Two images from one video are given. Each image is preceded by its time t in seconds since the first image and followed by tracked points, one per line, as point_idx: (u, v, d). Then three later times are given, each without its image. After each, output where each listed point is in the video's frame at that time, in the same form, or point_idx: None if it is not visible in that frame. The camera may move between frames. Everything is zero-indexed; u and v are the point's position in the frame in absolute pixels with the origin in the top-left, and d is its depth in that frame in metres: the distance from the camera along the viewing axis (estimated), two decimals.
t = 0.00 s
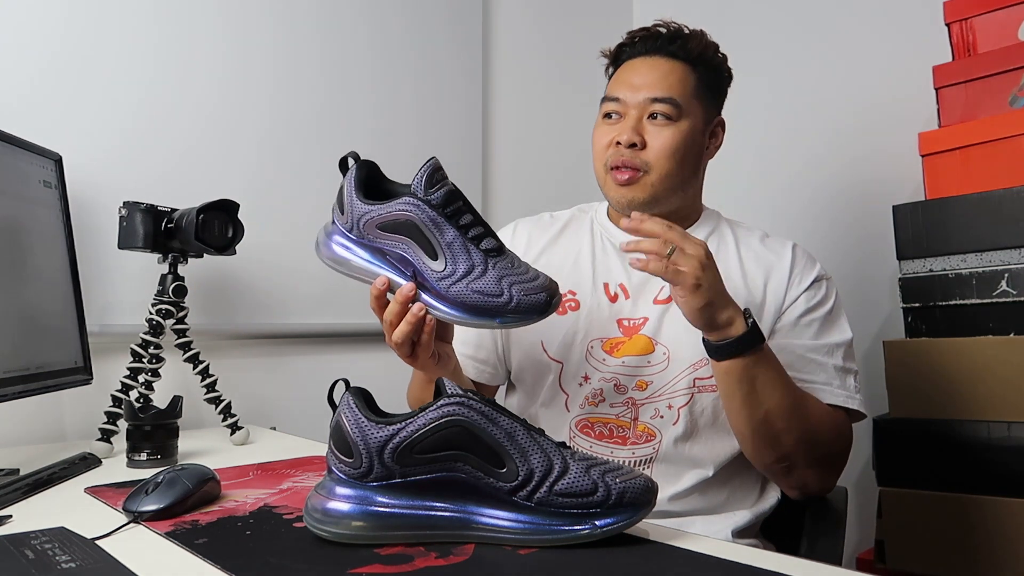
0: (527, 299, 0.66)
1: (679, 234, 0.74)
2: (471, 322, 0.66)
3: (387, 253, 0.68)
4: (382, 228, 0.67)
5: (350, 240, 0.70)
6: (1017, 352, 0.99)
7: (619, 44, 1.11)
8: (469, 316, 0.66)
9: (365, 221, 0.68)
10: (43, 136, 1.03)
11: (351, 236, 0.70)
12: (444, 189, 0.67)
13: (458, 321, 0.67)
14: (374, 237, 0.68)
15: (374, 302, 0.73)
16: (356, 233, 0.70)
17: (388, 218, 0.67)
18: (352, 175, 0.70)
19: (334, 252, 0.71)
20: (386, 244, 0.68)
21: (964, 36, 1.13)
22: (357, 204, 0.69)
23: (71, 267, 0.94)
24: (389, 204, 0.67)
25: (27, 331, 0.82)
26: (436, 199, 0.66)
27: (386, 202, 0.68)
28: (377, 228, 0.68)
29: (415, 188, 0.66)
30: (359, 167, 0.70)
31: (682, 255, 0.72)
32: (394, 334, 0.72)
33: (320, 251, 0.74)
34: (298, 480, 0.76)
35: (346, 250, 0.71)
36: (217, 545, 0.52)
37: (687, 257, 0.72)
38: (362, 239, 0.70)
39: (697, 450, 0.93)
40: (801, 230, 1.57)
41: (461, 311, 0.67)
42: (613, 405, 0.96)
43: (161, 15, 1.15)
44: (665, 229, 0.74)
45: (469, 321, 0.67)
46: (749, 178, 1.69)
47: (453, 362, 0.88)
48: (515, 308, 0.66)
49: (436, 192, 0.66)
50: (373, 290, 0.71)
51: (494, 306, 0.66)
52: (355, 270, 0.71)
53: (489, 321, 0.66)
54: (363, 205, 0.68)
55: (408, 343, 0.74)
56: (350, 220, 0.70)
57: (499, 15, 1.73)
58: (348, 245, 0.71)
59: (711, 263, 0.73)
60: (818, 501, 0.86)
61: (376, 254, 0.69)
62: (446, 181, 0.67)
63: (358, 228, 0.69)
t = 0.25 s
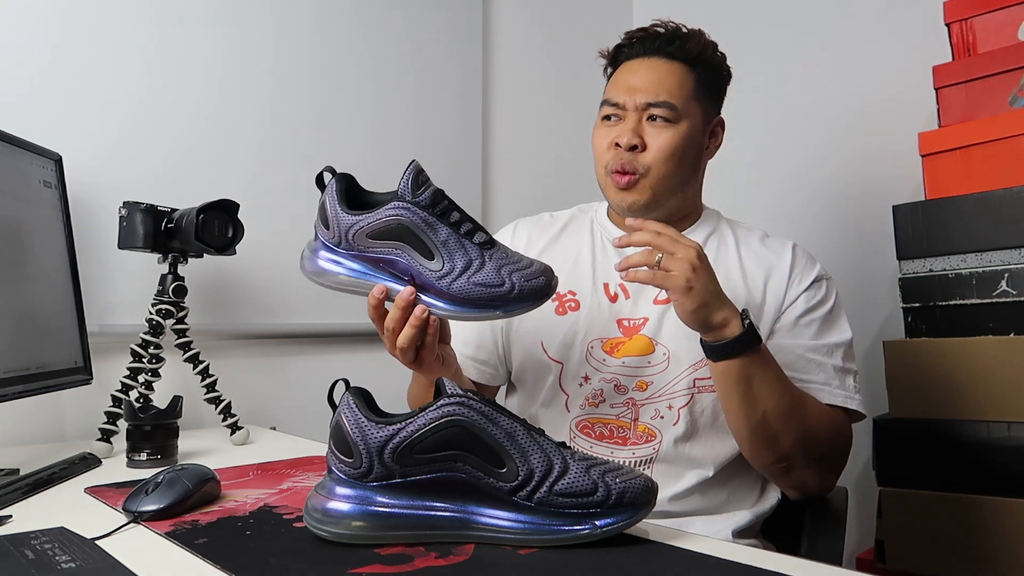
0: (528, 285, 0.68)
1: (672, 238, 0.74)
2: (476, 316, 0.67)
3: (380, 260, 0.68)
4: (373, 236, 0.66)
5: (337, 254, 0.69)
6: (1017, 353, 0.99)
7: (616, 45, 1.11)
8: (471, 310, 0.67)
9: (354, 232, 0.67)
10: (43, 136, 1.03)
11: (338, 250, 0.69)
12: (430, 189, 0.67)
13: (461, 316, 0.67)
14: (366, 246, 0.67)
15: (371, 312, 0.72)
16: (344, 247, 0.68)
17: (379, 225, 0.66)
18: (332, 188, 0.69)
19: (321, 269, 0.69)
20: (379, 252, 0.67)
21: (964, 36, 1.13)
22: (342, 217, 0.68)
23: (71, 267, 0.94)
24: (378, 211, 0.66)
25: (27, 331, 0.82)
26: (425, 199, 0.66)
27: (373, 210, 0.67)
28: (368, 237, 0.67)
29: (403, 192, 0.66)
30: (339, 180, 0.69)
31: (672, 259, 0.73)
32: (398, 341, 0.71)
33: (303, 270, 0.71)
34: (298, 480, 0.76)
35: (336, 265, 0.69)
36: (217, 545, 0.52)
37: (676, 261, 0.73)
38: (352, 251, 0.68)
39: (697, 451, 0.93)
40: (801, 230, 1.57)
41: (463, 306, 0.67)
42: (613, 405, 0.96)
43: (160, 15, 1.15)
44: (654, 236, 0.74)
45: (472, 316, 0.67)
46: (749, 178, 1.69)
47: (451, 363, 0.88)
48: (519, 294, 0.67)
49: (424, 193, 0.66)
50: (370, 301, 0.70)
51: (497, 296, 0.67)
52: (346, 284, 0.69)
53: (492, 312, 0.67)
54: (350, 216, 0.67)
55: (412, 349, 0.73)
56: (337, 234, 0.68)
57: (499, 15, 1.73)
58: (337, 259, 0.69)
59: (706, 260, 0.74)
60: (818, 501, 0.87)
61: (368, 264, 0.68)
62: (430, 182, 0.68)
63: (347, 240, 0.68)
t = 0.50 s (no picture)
0: (520, 271, 0.68)
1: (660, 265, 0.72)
2: (476, 309, 0.67)
3: (370, 270, 0.67)
4: (361, 246, 0.66)
5: (323, 270, 0.68)
6: (1017, 353, 0.99)
7: (620, 43, 1.10)
8: (468, 304, 0.67)
9: (339, 245, 0.66)
10: (43, 136, 1.03)
11: (324, 266, 0.68)
12: (409, 193, 0.67)
13: (458, 311, 0.68)
14: (354, 257, 0.67)
15: (366, 319, 0.71)
16: (331, 262, 0.67)
17: (365, 235, 0.66)
18: (310, 205, 0.68)
19: (309, 287, 0.68)
20: (368, 260, 0.67)
21: (964, 36, 1.13)
22: (325, 231, 0.67)
23: (71, 267, 0.94)
24: (362, 221, 0.66)
25: (27, 331, 0.82)
26: (407, 202, 0.66)
27: (357, 221, 0.66)
28: (355, 248, 0.66)
29: (384, 198, 0.66)
30: (315, 197, 0.69)
31: (666, 285, 0.71)
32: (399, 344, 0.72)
33: (290, 289, 0.70)
34: (298, 480, 0.76)
35: (324, 281, 0.68)
36: (217, 545, 0.52)
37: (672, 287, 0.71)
38: (339, 265, 0.67)
39: (697, 451, 0.93)
40: (801, 230, 1.57)
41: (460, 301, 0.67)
42: (613, 405, 0.96)
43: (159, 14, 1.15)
44: (639, 266, 0.71)
45: (470, 310, 0.67)
46: (749, 178, 1.69)
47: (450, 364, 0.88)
48: (513, 283, 0.68)
49: (406, 196, 0.67)
50: (365, 312, 0.70)
51: (492, 286, 0.67)
52: (337, 298, 0.68)
53: (489, 303, 0.67)
54: (332, 230, 0.66)
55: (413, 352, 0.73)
56: (321, 251, 0.67)
57: (499, 15, 1.73)
58: (325, 275, 0.68)
59: (696, 275, 0.73)
60: (818, 501, 0.87)
61: (358, 274, 0.67)
62: (410, 187, 0.68)
63: (333, 255, 0.67)
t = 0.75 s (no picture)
0: (520, 268, 0.68)
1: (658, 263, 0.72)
2: (475, 307, 0.67)
3: (370, 268, 0.67)
4: (360, 243, 0.66)
5: (323, 268, 0.68)
6: (1017, 353, 0.99)
7: (620, 43, 1.10)
8: (469, 301, 0.67)
9: (338, 243, 0.66)
10: (43, 137, 1.03)
11: (324, 264, 0.68)
12: (408, 191, 0.67)
13: (459, 308, 0.68)
14: (354, 255, 0.67)
15: (367, 316, 0.71)
16: (331, 260, 0.67)
17: (365, 232, 0.66)
18: (309, 203, 0.68)
19: (309, 285, 0.68)
20: (367, 258, 0.67)
21: (964, 36, 1.13)
22: (324, 229, 0.67)
23: (71, 267, 0.94)
24: (361, 219, 0.66)
25: (27, 332, 0.82)
26: (407, 200, 0.66)
27: (356, 218, 0.66)
28: (354, 245, 0.66)
29: (384, 195, 0.66)
30: (315, 195, 0.69)
31: (666, 282, 0.71)
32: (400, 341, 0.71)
33: (290, 288, 0.70)
34: (298, 480, 0.76)
35: (324, 280, 0.68)
36: (217, 545, 0.52)
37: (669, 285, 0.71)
38: (339, 263, 0.67)
39: (697, 451, 0.93)
40: (801, 230, 1.57)
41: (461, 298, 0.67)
42: (613, 405, 0.96)
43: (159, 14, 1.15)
44: (638, 264, 0.72)
45: (470, 307, 0.67)
46: (749, 178, 1.69)
47: (449, 364, 0.88)
48: (514, 280, 0.68)
49: (404, 195, 0.67)
50: (365, 310, 0.70)
51: (492, 283, 0.67)
52: (337, 296, 0.68)
53: (489, 300, 0.67)
54: (331, 228, 0.66)
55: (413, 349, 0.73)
56: (320, 249, 0.67)
57: (499, 15, 1.73)
58: (325, 274, 0.68)
59: (695, 273, 0.73)
60: (818, 501, 0.87)
61: (357, 272, 0.67)
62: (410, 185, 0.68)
63: (333, 253, 0.67)
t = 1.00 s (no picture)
0: (519, 267, 0.68)
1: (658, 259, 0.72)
2: (475, 306, 0.67)
3: (369, 268, 0.67)
4: (360, 243, 0.66)
5: (323, 268, 0.68)
6: (1017, 353, 0.99)
7: (620, 44, 1.10)
8: (469, 300, 0.67)
9: (337, 243, 0.66)
10: (44, 137, 1.03)
11: (324, 265, 0.68)
12: (408, 191, 0.67)
13: (460, 308, 0.68)
14: (354, 255, 0.67)
15: (366, 316, 0.71)
16: (331, 260, 0.67)
17: (365, 232, 0.66)
18: (309, 204, 0.68)
19: (309, 286, 0.68)
20: (367, 258, 0.67)
21: (964, 36, 1.13)
22: (324, 229, 0.67)
23: (71, 267, 0.94)
24: (360, 220, 0.66)
25: (27, 331, 0.82)
26: (406, 199, 0.66)
27: (356, 218, 0.67)
28: (354, 245, 0.66)
29: (383, 195, 0.66)
30: (315, 195, 0.69)
31: (666, 280, 0.71)
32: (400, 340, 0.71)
33: (290, 289, 0.70)
34: (298, 480, 0.76)
35: (324, 280, 0.68)
36: (217, 545, 0.52)
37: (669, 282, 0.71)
38: (339, 263, 0.67)
39: (697, 451, 0.93)
40: (801, 230, 1.57)
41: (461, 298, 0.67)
42: (613, 405, 0.96)
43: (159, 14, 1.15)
44: (639, 260, 0.71)
45: (471, 306, 0.67)
46: (749, 178, 1.69)
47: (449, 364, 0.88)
48: (514, 279, 0.68)
49: (404, 194, 0.67)
50: (365, 309, 0.70)
51: (492, 282, 0.67)
52: (337, 297, 0.68)
53: (489, 299, 0.67)
54: (331, 228, 0.66)
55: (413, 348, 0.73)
56: (320, 249, 0.67)
57: (499, 15, 1.73)
58: (324, 274, 0.68)
59: (694, 271, 0.73)
60: (818, 501, 0.87)
61: (357, 273, 0.68)
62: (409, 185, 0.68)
63: (333, 253, 0.67)
